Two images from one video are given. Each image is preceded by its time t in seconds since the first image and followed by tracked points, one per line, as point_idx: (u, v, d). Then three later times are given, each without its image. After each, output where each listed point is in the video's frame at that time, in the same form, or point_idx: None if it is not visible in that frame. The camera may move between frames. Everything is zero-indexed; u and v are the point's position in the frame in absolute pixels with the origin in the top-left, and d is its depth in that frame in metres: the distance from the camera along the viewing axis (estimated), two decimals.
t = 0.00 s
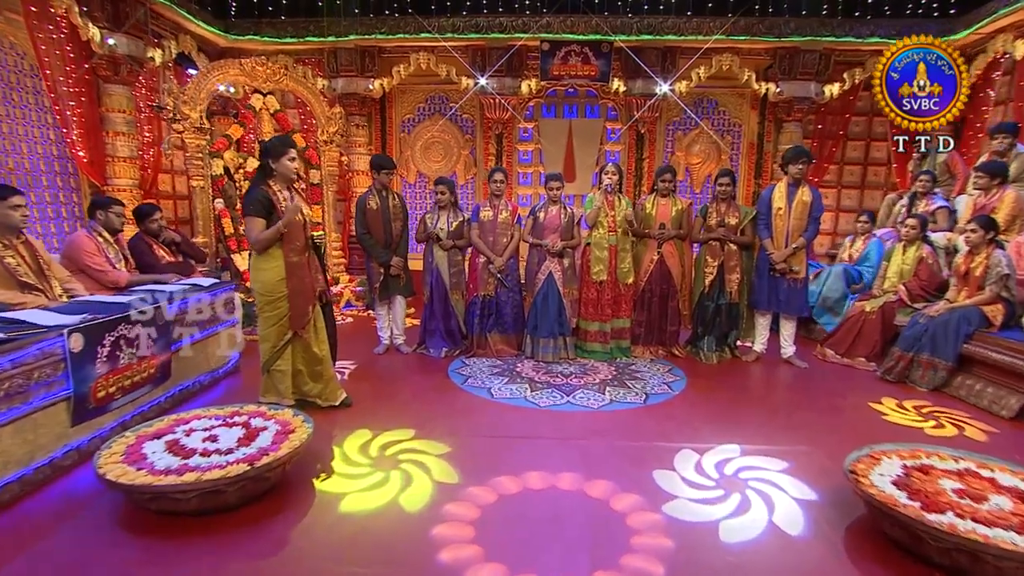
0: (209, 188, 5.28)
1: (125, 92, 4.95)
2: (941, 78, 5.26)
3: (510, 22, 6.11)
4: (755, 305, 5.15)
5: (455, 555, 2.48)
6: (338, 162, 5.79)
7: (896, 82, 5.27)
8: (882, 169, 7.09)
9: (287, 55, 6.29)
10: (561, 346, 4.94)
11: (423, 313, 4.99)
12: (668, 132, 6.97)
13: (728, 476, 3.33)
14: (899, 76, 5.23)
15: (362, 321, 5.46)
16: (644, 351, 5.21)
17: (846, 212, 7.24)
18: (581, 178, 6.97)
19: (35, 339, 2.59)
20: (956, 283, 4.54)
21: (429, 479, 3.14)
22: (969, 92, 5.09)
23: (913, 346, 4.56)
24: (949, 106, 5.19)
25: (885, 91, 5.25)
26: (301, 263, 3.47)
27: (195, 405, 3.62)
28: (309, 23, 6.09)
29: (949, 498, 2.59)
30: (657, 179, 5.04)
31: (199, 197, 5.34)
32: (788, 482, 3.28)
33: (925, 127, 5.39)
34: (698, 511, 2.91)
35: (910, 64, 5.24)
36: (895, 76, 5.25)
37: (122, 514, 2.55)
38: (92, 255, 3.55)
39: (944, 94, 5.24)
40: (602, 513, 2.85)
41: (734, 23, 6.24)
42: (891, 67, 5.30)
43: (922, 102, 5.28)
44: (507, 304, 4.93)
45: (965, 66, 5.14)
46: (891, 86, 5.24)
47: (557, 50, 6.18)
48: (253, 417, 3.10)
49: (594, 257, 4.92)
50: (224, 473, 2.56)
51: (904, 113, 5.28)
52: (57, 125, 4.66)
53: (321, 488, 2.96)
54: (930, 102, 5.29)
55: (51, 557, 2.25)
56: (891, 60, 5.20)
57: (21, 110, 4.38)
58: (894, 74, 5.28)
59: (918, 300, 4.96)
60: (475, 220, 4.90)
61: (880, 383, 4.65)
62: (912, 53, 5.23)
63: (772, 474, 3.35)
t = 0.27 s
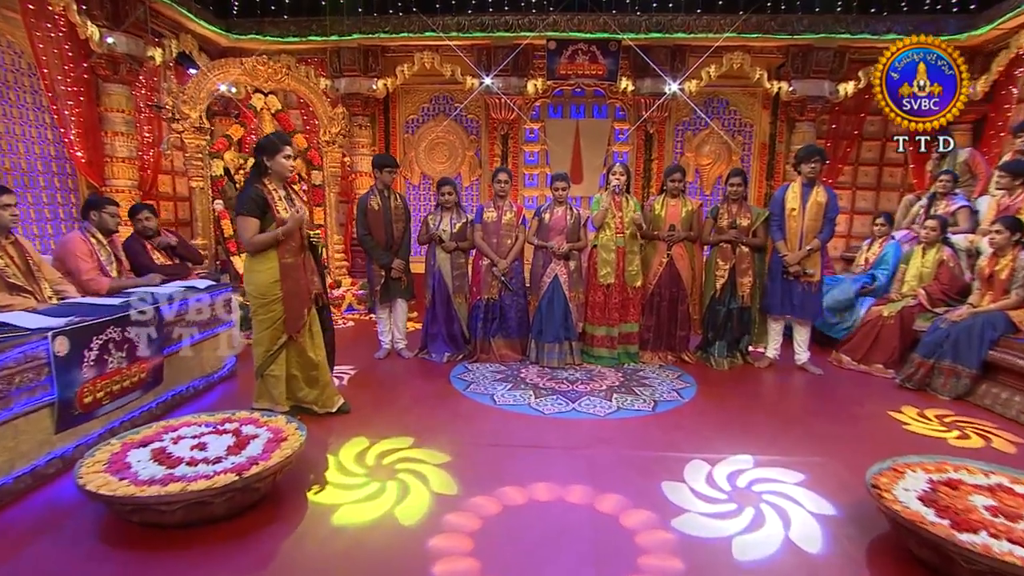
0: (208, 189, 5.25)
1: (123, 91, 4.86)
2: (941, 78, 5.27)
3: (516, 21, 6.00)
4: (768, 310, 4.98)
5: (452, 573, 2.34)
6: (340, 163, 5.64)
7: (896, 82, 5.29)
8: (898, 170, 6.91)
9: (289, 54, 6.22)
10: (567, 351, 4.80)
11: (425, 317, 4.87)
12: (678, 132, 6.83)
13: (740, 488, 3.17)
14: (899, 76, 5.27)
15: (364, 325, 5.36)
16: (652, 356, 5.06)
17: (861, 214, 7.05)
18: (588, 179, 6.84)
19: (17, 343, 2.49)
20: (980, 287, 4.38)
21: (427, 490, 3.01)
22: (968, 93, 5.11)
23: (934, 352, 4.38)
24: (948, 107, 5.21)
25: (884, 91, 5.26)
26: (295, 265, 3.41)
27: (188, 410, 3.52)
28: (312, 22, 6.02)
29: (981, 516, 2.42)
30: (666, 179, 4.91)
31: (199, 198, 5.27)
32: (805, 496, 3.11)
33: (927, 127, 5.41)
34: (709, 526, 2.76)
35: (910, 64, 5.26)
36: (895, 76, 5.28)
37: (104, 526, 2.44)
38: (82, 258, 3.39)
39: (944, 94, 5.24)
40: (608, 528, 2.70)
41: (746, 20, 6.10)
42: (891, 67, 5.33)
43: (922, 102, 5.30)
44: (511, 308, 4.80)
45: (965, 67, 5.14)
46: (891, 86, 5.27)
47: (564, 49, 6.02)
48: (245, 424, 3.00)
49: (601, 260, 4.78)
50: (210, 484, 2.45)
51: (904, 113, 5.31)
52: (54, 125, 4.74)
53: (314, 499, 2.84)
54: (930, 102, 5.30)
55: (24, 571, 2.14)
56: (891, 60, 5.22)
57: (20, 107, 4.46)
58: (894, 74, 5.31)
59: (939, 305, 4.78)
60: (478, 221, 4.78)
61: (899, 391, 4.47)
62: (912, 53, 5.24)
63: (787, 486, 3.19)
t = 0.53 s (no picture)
0: (206, 188, 5.12)
1: (119, 88, 4.81)
2: (941, 78, 5.21)
3: (522, 16, 5.89)
4: (781, 313, 4.80)
5: None
6: (340, 162, 5.47)
7: (895, 82, 5.23)
8: (916, 169, 6.70)
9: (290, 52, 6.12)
10: (571, 355, 4.65)
11: (425, 320, 4.72)
12: (687, 131, 6.66)
13: (753, 501, 3.00)
14: (901, 75, 5.22)
15: (364, 328, 5.23)
16: (660, 361, 4.89)
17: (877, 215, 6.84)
18: (595, 179, 6.68)
19: None
20: (1006, 289, 4.20)
21: (422, 502, 2.87)
22: (968, 92, 5.06)
23: (957, 358, 4.18)
24: (952, 105, 5.18)
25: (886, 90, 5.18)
26: (287, 264, 3.35)
27: (177, 416, 3.40)
28: (313, 19, 5.93)
29: (1018, 537, 2.24)
30: (674, 177, 4.74)
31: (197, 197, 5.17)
32: (822, 510, 2.94)
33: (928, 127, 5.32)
34: (720, 543, 2.60)
35: (910, 64, 5.22)
36: (894, 76, 5.22)
37: (80, 540, 2.32)
38: (66, 259, 3.31)
39: (944, 94, 5.19)
40: (613, 544, 2.55)
41: (757, 14, 5.93)
42: (890, 67, 5.28)
43: (922, 101, 5.25)
44: (514, 310, 4.65)
45: (964, 67, 5.13)
46: (895, 84, 5.23)
47: (569, 47, 5.84)
48: (231, 432, 2.88)
49: (607, 260, 4.63)
50: (191, 495, 2.33)
51: (906, 111, 5.25)
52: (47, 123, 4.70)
53: (303, 510, 2.71)
54: (930, 102, 5.22)
55: None
56: (891, 59, 5.19)
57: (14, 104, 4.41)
58: (894, 74, 5.25)
59: (962, 309, 4.58)
60: (480, 221, 4.64)
61: (920, 398, 4.27)
62: (911, 53, 5.20)
63: (803, 500, 3.01)
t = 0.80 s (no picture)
0: (200, 186, 5.02)
1: (112, 83, 4.76)
2: (940, 78, 5.35)
3: (525, 9, 5.73)
4: (794, 316, 4.62)
5: None
6: (339, 159, 5.32)
7: (896, 82, 5.34)
8: (934, 167, 6.48)
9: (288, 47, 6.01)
10: (575, 359, 4.49)
11: (424, 322, 4.58)
12: (695, 127, 6.48)
13: (765, 514, 2.83)
14: (902, 75, 5.34)
15: (362, 331, 5.09)
16: (667, 365, 4.71)
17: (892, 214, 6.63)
18: (600, 177, 6.52)
19: None
20: None
21: (415, 514, 2.73)
22: (967, 92, 5.21)
23: (979, 364, 4.03)
24: (948, 106, 5.34)
25: (885, 91, 5.24)
26: (277, 264, 3.23)
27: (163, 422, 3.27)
28: (311, 13, 5.81)
29: None
30: (682, 173, 4.57)
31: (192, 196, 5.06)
32: (838, 524, 2.77)
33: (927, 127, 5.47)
34: (731, 561, 2.43)
35: (910, 64, 5.34)
36: (894, 76, 5.35)
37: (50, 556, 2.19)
38: (46, 257, 3.21)
39: (943, 94, 5.36)
40: (616, 563, 2.39)
41: (768, 7, 5.76)
42: (890, 67, 5.39)
43: (922, 101, 5.41)
44: (515, 312, 4.49)
45: (963, 69, 5.28)
46: (895, 84, 5.36)
47: (574, 40, 5.73)
48: (214, 439, 2.75)
49: (612, 260, 4.47)
50: (167, 508, 2.20)
51: (905, 111, 5.41)
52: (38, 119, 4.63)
53: (289, 523, 2.57)
54: (930, 101, 5.36)
55: None
56: (891, 60, 5.28)
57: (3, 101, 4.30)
58: (894, 74, 5.36)
59: (984, 311, 4.38)
60: (480, 220, 4.49)
61: (940, 405, 4.08)
62: (911, 54, 5.31)
63: (818, 513, 2.84)
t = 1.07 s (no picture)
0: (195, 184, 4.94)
1: (104, 78, 4.79)
2: (940, 78, 5.16)
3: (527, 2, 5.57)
4: (804, 318, 4.46)
5: None
6: (337, 157, 5.24)
7: (895, 82, 5.21)
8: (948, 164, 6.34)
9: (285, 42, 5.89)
10: (577, 362, 4.37)
11: (422, 323, 4.46)
12: (701, 124, 6.34)
13: (774, 526, 2.69)
14: (900, 76, 5.23)
15: (360, 332, 4.99)
16: (673, 368, 4.58)
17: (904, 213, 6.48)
18: (604, 176, 6.38)
19: None
20: None
21: (406, 525, 2.61)
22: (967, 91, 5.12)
23: (999, 369, 3.89)
24: (949, 106, 5.26)
25: (885, 92, 5.13)
26: (267, 263, 3.11)
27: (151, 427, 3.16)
28: (308, 7, 5.67)
29: None
30: (688, 170, 4.42)
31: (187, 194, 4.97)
32: (853, 537, 2.63)
33: (928, 126, 5.35)
34: None
35: (910, 64, 5.19)
36: (894, 76, 5.19)
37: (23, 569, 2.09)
38: (30, 255, 3.11)
39: (943, 94, 5.28)
40: None
41: None
42: (890, 67, 5.28)
43: (922, 102, 5.31)
44: (516, 314, 4.36)
45: (964, 69, 5.17)
46: (894, 85, 5.24)
47: (577, 35, 5.57)
48: (198, 446, 2.65)
49: (616, 260, 4.34)
50: (145, 520, 2.09)
51: (904, 112, 5.32)
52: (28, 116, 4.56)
53: (275, 534, 2.46)
54: (930, 101, 5.25)
55: None
56: (891, 60, 5.14)
57: None
58: (894, 74, 5.21)
59: (1002, 313, 4.23)
60: (480, 218, 4.36)
61: (958, 411, 3.93)
62: (911, 54, 5.17)
63: (831, 525, 2.70)
